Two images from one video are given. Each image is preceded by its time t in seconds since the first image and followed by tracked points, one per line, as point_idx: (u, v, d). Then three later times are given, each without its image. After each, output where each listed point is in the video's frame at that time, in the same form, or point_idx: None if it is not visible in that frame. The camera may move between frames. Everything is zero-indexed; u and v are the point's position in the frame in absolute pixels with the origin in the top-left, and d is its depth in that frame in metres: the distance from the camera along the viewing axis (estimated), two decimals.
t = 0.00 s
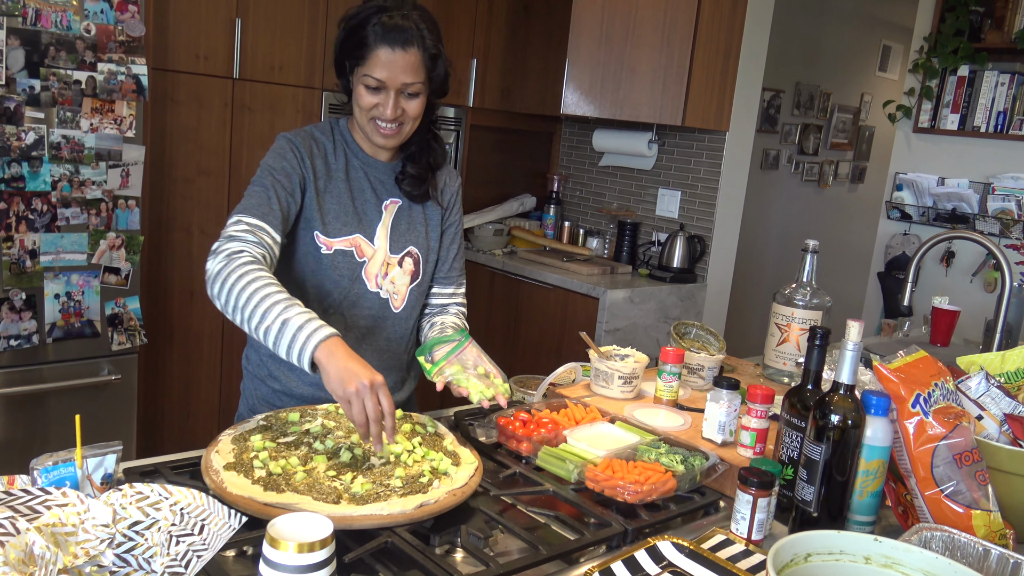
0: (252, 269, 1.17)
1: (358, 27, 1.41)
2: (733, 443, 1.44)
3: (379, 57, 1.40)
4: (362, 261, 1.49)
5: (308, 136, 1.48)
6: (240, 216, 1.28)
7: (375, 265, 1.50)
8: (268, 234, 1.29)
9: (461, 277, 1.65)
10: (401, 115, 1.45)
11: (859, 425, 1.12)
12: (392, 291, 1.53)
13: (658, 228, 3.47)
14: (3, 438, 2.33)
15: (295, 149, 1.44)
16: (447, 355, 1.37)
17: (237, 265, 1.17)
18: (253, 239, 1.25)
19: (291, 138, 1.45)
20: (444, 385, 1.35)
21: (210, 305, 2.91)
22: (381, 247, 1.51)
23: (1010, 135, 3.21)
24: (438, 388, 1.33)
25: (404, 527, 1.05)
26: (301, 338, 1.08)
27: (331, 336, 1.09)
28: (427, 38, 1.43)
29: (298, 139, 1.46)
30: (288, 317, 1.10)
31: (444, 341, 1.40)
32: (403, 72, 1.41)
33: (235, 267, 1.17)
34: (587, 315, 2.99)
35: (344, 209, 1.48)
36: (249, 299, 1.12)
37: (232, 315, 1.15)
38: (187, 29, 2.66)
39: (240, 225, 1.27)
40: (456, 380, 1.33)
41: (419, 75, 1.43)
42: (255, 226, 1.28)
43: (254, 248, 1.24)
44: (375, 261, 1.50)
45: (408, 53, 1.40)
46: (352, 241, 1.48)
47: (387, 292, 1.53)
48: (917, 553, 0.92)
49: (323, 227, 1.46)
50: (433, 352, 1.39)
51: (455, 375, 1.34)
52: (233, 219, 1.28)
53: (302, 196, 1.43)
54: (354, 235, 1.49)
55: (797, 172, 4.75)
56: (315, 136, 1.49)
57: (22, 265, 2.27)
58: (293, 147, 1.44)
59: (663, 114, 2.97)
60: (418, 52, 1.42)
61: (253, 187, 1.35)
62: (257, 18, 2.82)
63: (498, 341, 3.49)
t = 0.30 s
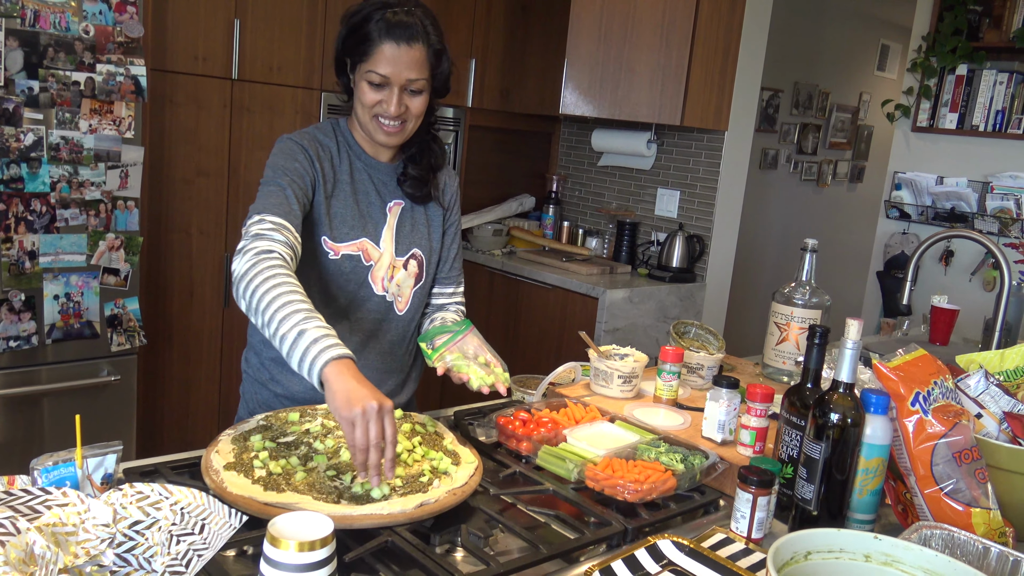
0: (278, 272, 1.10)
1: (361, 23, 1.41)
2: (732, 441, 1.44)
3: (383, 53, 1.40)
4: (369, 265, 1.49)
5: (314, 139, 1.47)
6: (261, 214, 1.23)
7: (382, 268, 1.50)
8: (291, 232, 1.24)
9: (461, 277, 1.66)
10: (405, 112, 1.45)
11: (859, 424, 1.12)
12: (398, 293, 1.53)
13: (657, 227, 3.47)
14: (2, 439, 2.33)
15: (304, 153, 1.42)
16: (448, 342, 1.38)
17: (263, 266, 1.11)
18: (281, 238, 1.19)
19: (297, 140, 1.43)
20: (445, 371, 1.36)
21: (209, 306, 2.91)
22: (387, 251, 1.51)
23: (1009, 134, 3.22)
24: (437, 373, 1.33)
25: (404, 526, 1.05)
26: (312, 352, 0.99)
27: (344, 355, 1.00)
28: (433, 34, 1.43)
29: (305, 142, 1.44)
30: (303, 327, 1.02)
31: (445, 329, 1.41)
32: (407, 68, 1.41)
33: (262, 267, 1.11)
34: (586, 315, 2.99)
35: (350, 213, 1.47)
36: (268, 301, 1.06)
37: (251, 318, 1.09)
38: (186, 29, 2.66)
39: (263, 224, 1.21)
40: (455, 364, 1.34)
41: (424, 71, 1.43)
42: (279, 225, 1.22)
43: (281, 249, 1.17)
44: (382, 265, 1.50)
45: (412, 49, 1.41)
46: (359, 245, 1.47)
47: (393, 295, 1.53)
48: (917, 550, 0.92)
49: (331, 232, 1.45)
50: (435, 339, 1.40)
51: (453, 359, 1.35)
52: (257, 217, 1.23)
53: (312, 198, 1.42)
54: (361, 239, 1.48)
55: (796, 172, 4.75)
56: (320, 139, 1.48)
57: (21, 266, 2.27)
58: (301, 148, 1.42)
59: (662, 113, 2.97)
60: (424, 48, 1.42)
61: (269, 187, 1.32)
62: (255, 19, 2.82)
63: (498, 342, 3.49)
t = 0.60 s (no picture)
0: (233, 259, 1.10)
1: (365, 27, 1.41)
2: (734, 441, 1.44)
3: (384, 59, 1.40)
4: (371, 266, 1.49)
5: (315, 140, 1.48)
6: (236, 206, 1.25)
7: (383, 270, 1.51)
8: (263, 227, 1.24)
9: (467, 280, 1.65)
10: (407, 117, 1.46)
11: (861, 423, 1.12)
12: (400, 296, 1.53)
13: (658, 227, 3.47)
14: (4, 441, 2.33)
15: (301, 151, 1.44)
16: (446, 339, 1.38)
17: (219, 251, 1.11)
18: (247, 229, 1.19)
19: (296, 140, 1.45)
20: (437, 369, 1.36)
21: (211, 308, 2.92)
22: (389, 253, 1.51)
23: (1009, 133, 3.22)
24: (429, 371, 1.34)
25: (408, 527, 1.05)
26: (253, 333, 0.99)
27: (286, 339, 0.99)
28: (434, 39, 1.43)
29: (303, 142, 1.46)
30: (248, 309, 1.01)
31: (443, 326, 1.41)
32: (410, 74, 1.41)
33: (219, 251, 1.11)
34: (587, 314, 3.00)
35: (351, 214, 1.48)
36: (217, 283, 1.05)
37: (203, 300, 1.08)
38: (188, 32, 2.67)
39: (236, 214, 1.22)
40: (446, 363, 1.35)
41: (426, 77, 1.43)
42: (250, 218, 1.23)
43: (243, 240, 1.17)
44: (383, 266, 1.50)
45: (415, 54, 1.41)
46: (360, 246, 1.48)
47: (395, 297, 1.53)
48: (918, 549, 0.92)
49: (332, 233, 1.45)
50: (433, 335, 1.40)
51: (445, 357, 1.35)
52: (231, 209, 1.25)
53: (303, 195, 1.43)
54: (362, 241, 1.49)
55: (796, 171, 4.75)
56: (322, 141, 1.49)
57: (23, 268, 2.27)
58: (298, 148, 1.44)
59: (662, 114, 2.98)
60: (425, 53, 1.42)
61: (254, 179, 1.34)
62: (257, 22, 2.82)
63: (498, 343, 3.49)
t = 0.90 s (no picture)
0: (217, 255, 1.22)
1: (364, 30, 1.42)
2: (735, 442, 1.44)
3: (383, 61, 1.41)
4: (364, 266, 1.50)
5: (313, 142, 1.50)
6: (224, 211, 1.33)
7: (377, 269, 1.51)
8: (248, 230, 1.32)
9: (469, 281, 1.63)
10: (406, 119, 1.46)
11: (861, 424, 1.13)
12: (395, 296, 1.53)
13: (659, 228, 3.47)
14: (7, 444, 2.34)
15: (296, 154, 1.46)
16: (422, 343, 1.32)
17: (203, 250, 1.22)
18: (229, 231, 1.28)
19: (294, 143, 1.47)
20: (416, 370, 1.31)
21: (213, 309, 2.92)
22: (384, 253, 1.52)
23: (1010, 133, 3.22)
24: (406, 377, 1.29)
25: (409, 528, 1.06)
26: (246, 315, 1.12)
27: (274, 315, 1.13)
28: (432, 41, 1.43)
29: (301, 144, 1.48)
30: (237, 296, 1.15)
31: (421, 329, 1.35)
32: (408, 76, 1.42)
33: (202, 253, 1.22)
34: (588, 315, 3.00)
35: (346, 213, 1.49)
36: (206, 279, 1.17)
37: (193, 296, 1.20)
38: (189, 35, 2.67)
39: (221, 218, 1.30)
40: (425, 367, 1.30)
41: (424, 79, 1.44)
42: (235, 220, 1.31)
43: (228, 238, 1.27)
44: (378, 266, 1.51)
45: (413, 57, 1.41)
46: (354, 246, 1.49)
47: (390, 296, 1.53)
48: (918, 548, 0.92)
49: (326, 232, 1.47)
50: (411, 336, 1.34)
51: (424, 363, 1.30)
52: (218, 212, 1.32)
53: (296, 199, 1.45)
54: (357, 240, 1.49)
55: (798, 172, 4.74)
56: (320, 142, 1.51)
57: (25, 271, 2.28)
58: (295, 152, 1.47)
59: (663, 115, 2.98)
60: (423, 56, 1.43)
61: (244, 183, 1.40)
62: (258, 25, 2.83)
63: (499, 344, 3.49)
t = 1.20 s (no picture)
0: (222, 262, 1.29)
1: (365, 29, 1.43)
2: (741, 444, 1.44)
3: (383, 60, 1.42)
4: (362, 263, 1.50)
5: (314, 142, 1.50)
6: (221, 223, 1.36)
7: (375, 267, 1.51)
8: (243, 242, 1.35)
9: (470, 280, 1.63)
10: (406, 116, 1.46)
11: (867, 427, 1.13)
12: (393, 293, 1.54)
13: (664, 230, 3.47)
14: (12, 441, 2.35)
15: (295, 156, 1.47)
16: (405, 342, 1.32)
17: (207, 261, 1.29)
18: (223, 244, 1.33)
19: (295, 145, 1.48)
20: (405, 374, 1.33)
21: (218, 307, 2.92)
22: (382, 251, 1.52)
23: (1017, 137, 3.21)
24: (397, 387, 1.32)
25: (414, 528, 1.06)
26: (276, 304, 1.24)
27: (299, 297, 1.25)
28: (430, 38, 1.43)
29: (301, 145, 1.49)
30: (261, 291, 1.25)
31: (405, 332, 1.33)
32: (407, 73, 1.42)
33: (207, 263, 1.28)
34: (592, 317, 3.00)
35: (343, 211, 1.49)
36: (224, 284, 1.25)
37: (210, 304, 1.28)
38: (196, 34, 2.68)
39: (217, 232, 1.34)
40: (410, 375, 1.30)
41: (423, 77, 1.44)
42: (231, 232, 1.34)
43: (224, 248, 1.33)
44: (376, 263, 1.51)
45: (411, 55, 1.42)
46: (351, 243, 1.49)
47: (388, 294, 1.53)
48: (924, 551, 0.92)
49: (322, 230, 1.47)
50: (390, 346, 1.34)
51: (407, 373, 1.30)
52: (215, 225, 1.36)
53: (295, 202, 1.46)
54: (354, 238, 1.50)
55: (803, 174, 4.74)
56: (320, 142, 1.51)
57: (32, 268, 2.28)
58: (294, 154, 1.47)
59: (668, 116, 2.98)
60: (422, 53, 1.43)
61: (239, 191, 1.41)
62: (264, 24, 2.84)
63: (504, 344, 3.49)
